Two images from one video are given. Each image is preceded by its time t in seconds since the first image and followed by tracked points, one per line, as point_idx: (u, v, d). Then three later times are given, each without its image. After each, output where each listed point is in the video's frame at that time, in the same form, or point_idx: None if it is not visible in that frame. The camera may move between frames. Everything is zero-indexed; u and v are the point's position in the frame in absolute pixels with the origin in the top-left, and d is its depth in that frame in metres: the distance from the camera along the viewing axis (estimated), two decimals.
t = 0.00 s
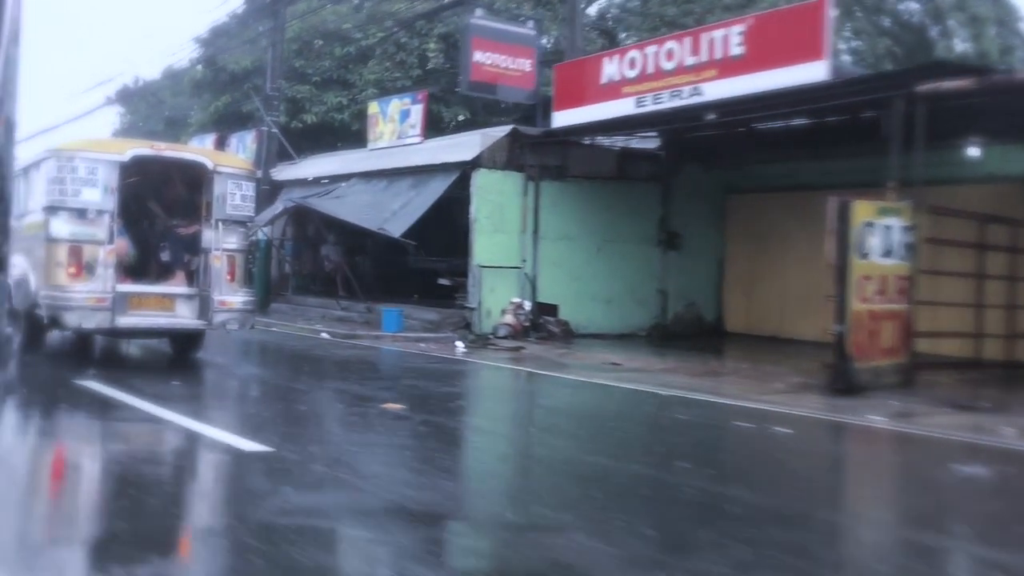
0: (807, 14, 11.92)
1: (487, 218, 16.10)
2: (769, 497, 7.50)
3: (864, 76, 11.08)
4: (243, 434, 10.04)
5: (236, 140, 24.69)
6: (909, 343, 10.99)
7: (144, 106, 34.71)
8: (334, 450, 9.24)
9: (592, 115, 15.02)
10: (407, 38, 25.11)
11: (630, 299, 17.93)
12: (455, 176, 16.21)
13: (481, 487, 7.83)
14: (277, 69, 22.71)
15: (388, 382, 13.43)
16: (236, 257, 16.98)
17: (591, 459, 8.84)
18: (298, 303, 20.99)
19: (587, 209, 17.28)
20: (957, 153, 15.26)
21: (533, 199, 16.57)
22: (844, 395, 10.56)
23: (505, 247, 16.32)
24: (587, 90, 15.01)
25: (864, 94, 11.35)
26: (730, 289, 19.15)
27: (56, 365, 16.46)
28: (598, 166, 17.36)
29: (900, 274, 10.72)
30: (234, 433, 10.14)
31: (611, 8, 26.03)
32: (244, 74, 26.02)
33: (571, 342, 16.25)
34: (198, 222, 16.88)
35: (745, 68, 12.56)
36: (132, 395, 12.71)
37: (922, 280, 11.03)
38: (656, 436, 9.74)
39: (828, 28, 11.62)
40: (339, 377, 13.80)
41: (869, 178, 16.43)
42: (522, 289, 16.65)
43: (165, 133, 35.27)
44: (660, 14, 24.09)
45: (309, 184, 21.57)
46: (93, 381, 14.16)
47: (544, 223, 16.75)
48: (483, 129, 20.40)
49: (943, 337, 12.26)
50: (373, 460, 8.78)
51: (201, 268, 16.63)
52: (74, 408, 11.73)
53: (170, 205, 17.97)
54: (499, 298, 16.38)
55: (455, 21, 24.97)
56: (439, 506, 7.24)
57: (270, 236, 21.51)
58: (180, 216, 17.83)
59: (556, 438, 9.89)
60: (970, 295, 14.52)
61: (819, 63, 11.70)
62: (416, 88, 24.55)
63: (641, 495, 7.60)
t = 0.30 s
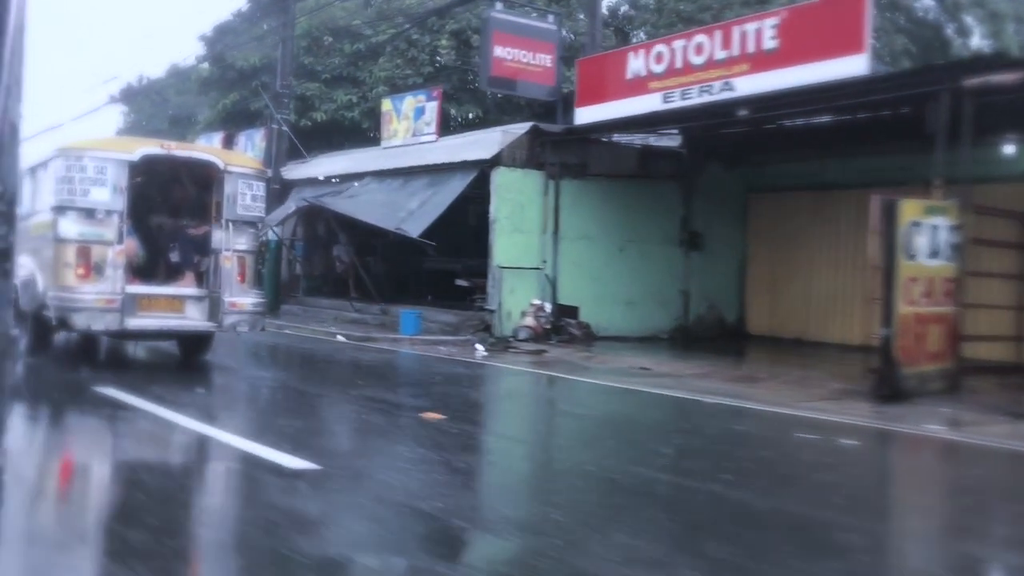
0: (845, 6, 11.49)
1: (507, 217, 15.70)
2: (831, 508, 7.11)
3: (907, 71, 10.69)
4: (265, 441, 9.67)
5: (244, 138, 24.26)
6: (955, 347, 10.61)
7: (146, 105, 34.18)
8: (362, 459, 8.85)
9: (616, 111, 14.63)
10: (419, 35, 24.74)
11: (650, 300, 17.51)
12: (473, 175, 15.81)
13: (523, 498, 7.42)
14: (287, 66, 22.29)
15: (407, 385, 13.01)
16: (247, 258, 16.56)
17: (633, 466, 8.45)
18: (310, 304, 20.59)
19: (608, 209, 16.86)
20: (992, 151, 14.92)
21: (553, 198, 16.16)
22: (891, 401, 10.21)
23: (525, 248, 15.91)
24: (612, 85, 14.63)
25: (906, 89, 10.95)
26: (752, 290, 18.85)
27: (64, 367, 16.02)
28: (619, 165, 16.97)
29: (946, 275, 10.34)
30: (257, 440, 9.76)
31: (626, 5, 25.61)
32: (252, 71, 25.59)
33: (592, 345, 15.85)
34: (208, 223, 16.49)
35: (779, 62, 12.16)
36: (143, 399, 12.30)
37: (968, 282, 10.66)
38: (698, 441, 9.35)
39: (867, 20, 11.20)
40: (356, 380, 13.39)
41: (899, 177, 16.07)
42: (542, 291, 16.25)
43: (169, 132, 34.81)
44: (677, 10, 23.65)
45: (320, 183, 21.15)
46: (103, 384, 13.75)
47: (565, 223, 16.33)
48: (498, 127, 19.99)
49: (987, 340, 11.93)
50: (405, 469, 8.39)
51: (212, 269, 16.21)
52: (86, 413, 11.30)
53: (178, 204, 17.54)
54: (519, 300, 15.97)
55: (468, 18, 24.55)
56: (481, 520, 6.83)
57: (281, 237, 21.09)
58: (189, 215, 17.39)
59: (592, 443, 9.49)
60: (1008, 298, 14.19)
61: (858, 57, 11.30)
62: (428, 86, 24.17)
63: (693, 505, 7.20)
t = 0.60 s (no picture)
0: None
1: (539, 219, 15.13)
2: (937, 531, 6.46)
3: (980, 62, 10.15)
4: (301, 457, 9.10)
5: (260, 139, 23.77)
6: None
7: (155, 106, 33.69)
8: (409, 477, 8.27)
9: (654, 108, 14.05)
10: (437, 33, 24.24)
11: (684, 304, 16.91)
12: (503, 175, 15.27)
13: (594, 519, 6.83)
14: (305, 65, 21.78)
15: (439, 394, 12.44)
16: (265, 262, 16.03)
17: (703, 483, 7.84)
18: (330, 309, 20.04)
19: (642, 210, 16.27)
20: None
21: (586, 199, 15.58)
22: (968, 413, 9.62)
23: (557, 250, 15.33)
24: (650, 82, 14.06)
25: (976, 81, 10.40)
26: (787, 294, 18.28)
27: (80, 374, 15.48)
28: (653, 164, 16.40)
29: None
30: (292, 455, 9.18)
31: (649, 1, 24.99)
32: (268, 70, 25.11)
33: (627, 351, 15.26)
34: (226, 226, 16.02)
35: (834, 55, 11.61)
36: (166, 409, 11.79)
37: None
38: (766, 455, 8.73)
39: (932, 11, 10.66)
40: (386, 389, 12.83)
41: (948, 176, 15.52)
42: (575, 295, 15.65)
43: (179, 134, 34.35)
44: (703, 5, 23.02)
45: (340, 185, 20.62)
46: (123, 393, 13.19)
47: (598, 225, 15.74)
48: (524, 126, 19.43)
49: None
50: (458, 488, 7.81)
51: (230, 272, 15.69)
52: (110, 425, 10.74)
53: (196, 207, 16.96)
54: (551, 305, 15.39)
55: (488, 16, 24.01)
56: (555, 547, 6.23)
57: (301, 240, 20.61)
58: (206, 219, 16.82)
59: (651, 457, 8.90)
60: None
61: (921, 49, 10.75)
62: (448, 85, 23.67)
63: (784, 527, 6.58)
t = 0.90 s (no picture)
0: None
1: (559, 222, 14.81)
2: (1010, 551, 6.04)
3: None
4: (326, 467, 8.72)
5: (269, 141, 23.44)
6: None
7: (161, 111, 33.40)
8: (444, 488, 7.88)
9: (678, 108, 13.70)
10: (449, 34, 23.94)
11: (706, 309, 16.53)
12: (523, 178, 14.94)
13: (643, 536, 6.44)
14: (317, 66, 21.45)
15: (460, 401, 12.07)
16: (277, 267, 15.71)
17: (754, 496, 7.44)
18: (343, 314, 19.70)
19: (664, 214, 15.96)
20: None
21: (608, 202, 15.26)
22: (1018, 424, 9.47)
23: (578, 254, 15.01)
24: (674, 81, 13.75)
25: None
26: (809, 299, 17.89)
27: (89, 380, 15.08)
28: (674, 166, 16.06)
29: None
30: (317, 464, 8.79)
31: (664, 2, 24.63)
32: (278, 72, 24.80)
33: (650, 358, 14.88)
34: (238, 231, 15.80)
35: (871, 53, 11.36)
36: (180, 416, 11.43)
37: None
38: (814, 467, 8.36)
39: (976, 8, 10.45)
40: (406, 396, 12.47)
41: (976, 177, 15.09)
42: (596, 300, 15.28)
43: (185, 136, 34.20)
44: (720, 5, 22.64)
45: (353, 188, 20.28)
46: (135, 400, 12.81)
47: (619, 228, 15.42)
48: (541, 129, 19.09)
49: None
50: (496, 500, 7.41)
51: (242, 278, 15.38)
52: (125, 433, 10.34)
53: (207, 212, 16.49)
54: (572, 310, 15.03)
55: (500, 17, 23.68)
56: (602, 566, 5.84)
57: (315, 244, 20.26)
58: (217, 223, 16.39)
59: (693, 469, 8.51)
60: None
61: (963, 47, 10.49)
62: (460, 87, 23.37)
63: (852, 545, 6.18)
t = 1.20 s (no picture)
0: None
1: (584, 223, 14.42)
2: None
3: None
4: (356, 475, 8.30)
5: (280, 142, 23.14)
6: None
7: (167, 112, 33.18)
8: (485, 499, 7.48)
9: (708, 106, 13.28)
10: (462, 34, 23.69)
11: (732, 312, 16.11)
12: (546, 177, 14.54)
13: (702, 554, 6.05)
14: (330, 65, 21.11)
15: (486, 407, 11.68)
16: (290, 270, 15.17)
17: (814, 510, 7.04)
18: (357, 317, 19.36)
19: (689, 215, 15.56)
20: None
21: (632, 203, 14.88)
22: None
23: (603, 257, 14.62)
24: (704, 78, 13.34)
25: None
26: (836, 302, 17.48)
27: (100, 384, 14.68)
28: (699, 166, 15.66)
29: None
30: (345, 472, 8.39)
31: None
32: (288, 73, 24.46)
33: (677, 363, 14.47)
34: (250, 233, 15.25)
35: (912, 48, 10.91)
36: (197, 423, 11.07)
37: None
38: (870, 481, 7.95)
39: None
40: (429, 400, 12.10)
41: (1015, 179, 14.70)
42: (621, 304, 14.87)
43: (191, 138, 34.03)
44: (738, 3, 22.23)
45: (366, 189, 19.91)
46: (149, 404, 12.41)
47: (644, 230, 15.03)
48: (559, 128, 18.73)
49: None
50: (540, 513, 7.04)
51: (254, 280, 14.90)
52: (141, 438, 9.94)
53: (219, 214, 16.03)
54: (597, 314, 14.61)
55: (514, 15, 23.32)
56: None
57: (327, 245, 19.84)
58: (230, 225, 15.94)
59: (743, 480, 8.12)
60: None
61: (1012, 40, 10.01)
62: (474, 86, 23.06)
63: (944, 570, 5.73)
